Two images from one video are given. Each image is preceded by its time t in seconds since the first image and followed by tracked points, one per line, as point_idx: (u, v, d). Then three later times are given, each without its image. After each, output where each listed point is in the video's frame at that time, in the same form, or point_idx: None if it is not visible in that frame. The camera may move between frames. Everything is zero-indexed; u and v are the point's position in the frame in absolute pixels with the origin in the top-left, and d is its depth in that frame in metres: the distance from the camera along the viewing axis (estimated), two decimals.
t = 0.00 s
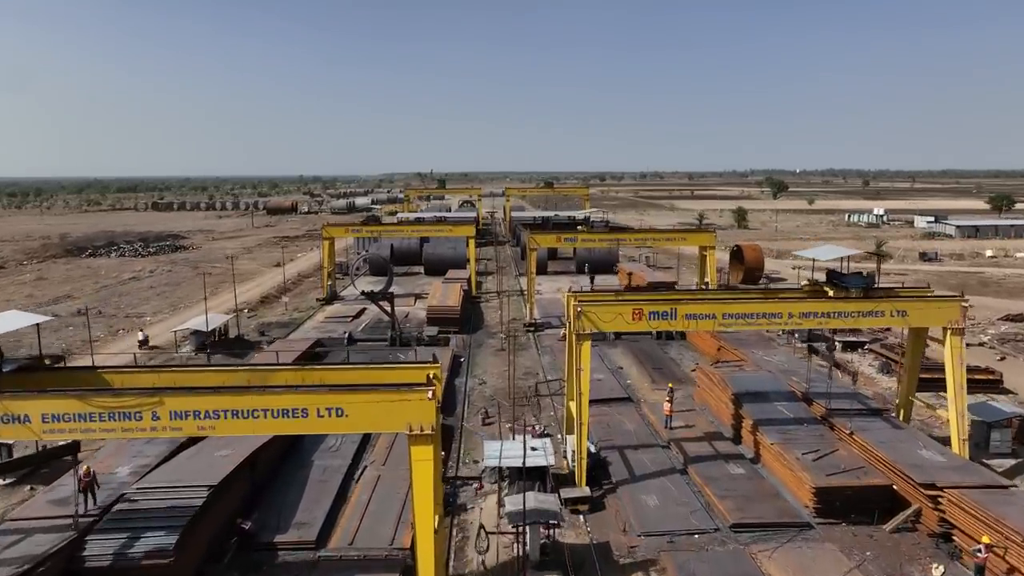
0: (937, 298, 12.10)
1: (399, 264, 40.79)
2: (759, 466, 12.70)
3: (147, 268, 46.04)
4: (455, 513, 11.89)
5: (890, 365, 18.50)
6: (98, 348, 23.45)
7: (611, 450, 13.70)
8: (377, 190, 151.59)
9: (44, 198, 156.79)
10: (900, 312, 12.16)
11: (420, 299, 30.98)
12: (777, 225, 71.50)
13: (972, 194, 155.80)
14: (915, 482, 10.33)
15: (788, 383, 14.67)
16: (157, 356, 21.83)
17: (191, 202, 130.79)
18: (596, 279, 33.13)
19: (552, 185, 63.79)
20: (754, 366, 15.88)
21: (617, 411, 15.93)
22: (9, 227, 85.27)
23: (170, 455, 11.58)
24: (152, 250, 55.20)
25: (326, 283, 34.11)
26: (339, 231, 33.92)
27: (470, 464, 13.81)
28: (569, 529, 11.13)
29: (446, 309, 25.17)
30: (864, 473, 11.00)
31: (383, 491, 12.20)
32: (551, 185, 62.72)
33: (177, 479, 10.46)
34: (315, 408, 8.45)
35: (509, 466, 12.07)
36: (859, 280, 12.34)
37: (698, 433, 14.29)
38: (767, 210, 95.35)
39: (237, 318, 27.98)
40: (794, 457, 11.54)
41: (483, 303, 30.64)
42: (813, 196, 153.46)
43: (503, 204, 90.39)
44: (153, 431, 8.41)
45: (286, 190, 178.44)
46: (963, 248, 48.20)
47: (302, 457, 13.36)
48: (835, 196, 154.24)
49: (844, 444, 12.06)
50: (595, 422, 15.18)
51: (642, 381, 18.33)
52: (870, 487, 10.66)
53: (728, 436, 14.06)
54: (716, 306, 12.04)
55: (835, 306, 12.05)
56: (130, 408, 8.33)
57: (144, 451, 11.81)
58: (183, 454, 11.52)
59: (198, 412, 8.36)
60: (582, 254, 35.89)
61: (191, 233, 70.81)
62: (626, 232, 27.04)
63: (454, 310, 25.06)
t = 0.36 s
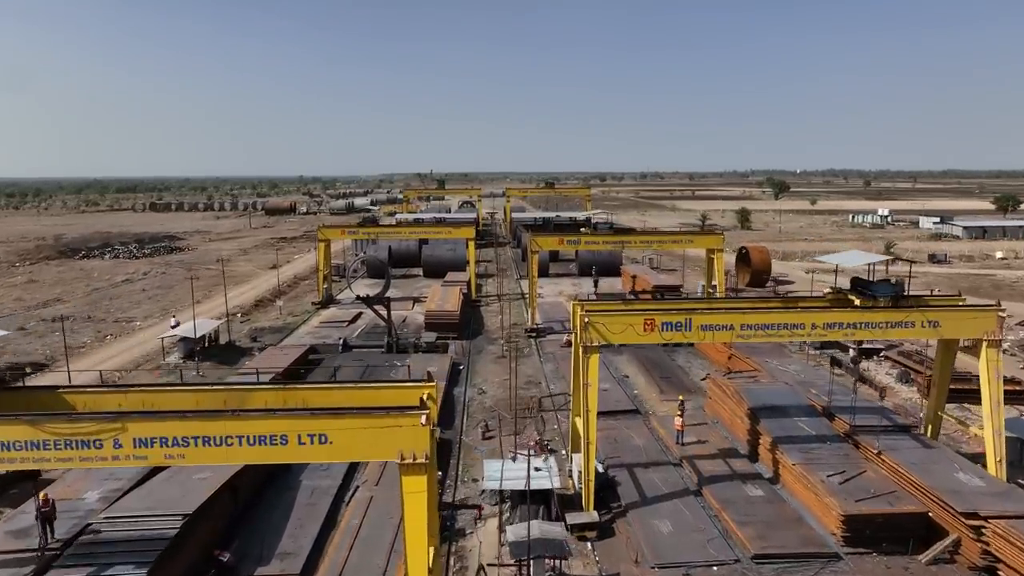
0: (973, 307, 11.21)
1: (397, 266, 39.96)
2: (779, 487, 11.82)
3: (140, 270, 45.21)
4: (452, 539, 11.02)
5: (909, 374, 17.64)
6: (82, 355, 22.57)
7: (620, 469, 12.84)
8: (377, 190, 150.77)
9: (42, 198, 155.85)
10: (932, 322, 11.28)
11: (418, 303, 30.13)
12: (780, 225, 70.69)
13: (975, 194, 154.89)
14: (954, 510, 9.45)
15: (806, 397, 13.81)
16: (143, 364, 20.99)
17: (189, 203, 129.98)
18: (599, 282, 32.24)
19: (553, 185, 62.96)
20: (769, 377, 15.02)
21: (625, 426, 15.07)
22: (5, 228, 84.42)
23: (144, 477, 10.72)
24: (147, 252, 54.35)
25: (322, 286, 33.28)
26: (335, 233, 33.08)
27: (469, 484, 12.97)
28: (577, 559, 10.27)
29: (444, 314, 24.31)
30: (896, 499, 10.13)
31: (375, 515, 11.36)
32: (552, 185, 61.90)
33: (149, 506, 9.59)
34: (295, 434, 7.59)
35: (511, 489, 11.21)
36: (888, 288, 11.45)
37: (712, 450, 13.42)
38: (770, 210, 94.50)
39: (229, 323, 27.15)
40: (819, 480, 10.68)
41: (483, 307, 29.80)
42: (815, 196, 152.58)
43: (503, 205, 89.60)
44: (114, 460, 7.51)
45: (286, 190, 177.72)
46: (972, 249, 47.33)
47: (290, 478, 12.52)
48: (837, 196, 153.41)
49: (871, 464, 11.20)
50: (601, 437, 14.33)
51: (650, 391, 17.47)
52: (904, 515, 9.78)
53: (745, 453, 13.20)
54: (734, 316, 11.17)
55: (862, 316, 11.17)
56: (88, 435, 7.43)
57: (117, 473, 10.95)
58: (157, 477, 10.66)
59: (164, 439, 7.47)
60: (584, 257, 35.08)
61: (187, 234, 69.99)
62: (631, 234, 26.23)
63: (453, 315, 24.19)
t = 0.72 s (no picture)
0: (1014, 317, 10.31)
1: (395, 268, 39.09)
2: (801, 512, 10.92)
3: (134, 272, 44.38)
4: (448, 571, 10.16)
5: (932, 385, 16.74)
6: (65, 362, 21.69)
7: (628, 491, 11.96)
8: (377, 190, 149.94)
9: (40, 198, 155.12)
10: (969, 335, 10.38)
11: (416, 307, 29.26)
12: (784, 226, 69.80)
13: (979, 194, 153.80)
14: (1000, 544, 8.55)
15: (827, 412, 12.92)
16: (128, 372, 20.14)
17: (188, 203, 129.14)
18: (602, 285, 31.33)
19: (555, 186, 62.13)
20: (786, 390, 14.13)
21: (633, 441, 14.19)
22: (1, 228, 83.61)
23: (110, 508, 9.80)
24: (142, 253, 53.48)
25: (317, 289, 32.40)
26: (331, 235, 32.17)
27: (467, 508, 12.10)
28: None
29: (442, 319, 23.42)
30: (934, 530, 9.21)
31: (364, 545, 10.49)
32: (553, 186, 61.03)
33: (113, 541, 8.70)
34: (267, 467, 6.70)
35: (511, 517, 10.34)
36: (920, 297, 10.57)
37: (728, 470, 12.51)
38: (773, 211, 93.41)
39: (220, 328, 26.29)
40: (847, 508, 9.79)
41: (482, 311, 28.91)
42: (817, 197, 151.77)
43: (504, 205, 88.73)
44: (60, 498, 6.59)
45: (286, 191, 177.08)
46: (982, 251, 46.41)
47: (274, 502, 11.64)
48: (839, 196, 152.68)
49: (903, 489, 10.32)
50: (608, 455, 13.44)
51: (658, 403, 16.59)
52: (946, 549, 8.86)
53: (762, 473, 12.33)
54: (754, 328, 10.28)
55: (893, 327, 10.28)
56: (31, 470, 6.51)
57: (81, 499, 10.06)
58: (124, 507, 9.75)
59: (118, 473, 6.58)
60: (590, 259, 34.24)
61: (184, 235, 69.09)
62: (635, 236, 25.35)
63: (451, 320, 23.30)
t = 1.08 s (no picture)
0: None
1: (392, 271, 38.16)
2: (829, 542, 10.02)
3: (126, 274, 43.45)
4: None
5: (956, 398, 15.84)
6: (46, 370, 20.74)
7: (638, 517, 11.05)
8: (376, 190, 148.84)
9: (38, 198, 153.82)
10: (1015, 350, 9.45)
11: (414, 312, 28.35)
12: (788, 227, 68.85)
13: (982, 194, 152.93)
14: None
15: (851, 430, 12.03)
16: (110, 381, 19.19)
17: (185, 203, 127.91)
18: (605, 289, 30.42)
19: (556, 186, 61.14)
20: (806, 405, 13.23)
21: (641, 460, 13.26)
22: None
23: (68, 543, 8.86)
24: (136, 255, 52.46)
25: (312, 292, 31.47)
26: (326, 237, 31.21)
27: (463, 536, 11.20)
28: None
29: (440, 325, 22.50)
30: (981, 569, 8.31)
31: None
32: (554, 186, 60.06)
33: None
34: (230, 513, 5.80)
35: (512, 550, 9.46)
36: (960, 309, 9.64)
37: (745, 493, 11.61)
38: (775, 211, 92.47)
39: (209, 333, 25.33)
40: (882, 541, 8.89)
41: (482, 316, 28.02)
42: (819, 197, 150.86)
43: (504, 206, 87.75)
44: None
45: (285, 191, 175.91)
46: (991, 252, 45.50)
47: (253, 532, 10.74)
48: (840, 197, 151.73)
49: (941, 519, 9.43)
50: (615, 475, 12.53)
51: (667, 415, 15.66)
52: None
53: (783, 497, 11.43)
54: (779, 343, 9.36)
55: (932, 342, 9.34)
56: None
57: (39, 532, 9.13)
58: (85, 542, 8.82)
59: (56, 520, 5.68)
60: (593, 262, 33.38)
61: (179, 236, 67.98)
62: (641, 237, 24.49)
63: (449, 325, 22.36)
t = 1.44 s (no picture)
0: None
1: (390, 273, 37.20)
2: None
3: (118, 276, 42.51)
4: None
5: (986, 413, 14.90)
6: (25, 379, 19.80)
7: (651, 547, 10.11)
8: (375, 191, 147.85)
9: (34, 198, 152.75)
10: None
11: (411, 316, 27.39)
12: (792, 228, 67.86)
13: (985, 193, 152.00)
14: None
15: (881, 451, 11.09)
16: (91, 392, 18.23)
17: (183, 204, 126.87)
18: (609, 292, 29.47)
19: (557, 186, 60.20)
20: (830, 422, 12.29)
21: (653, 481, 12.30)
22: None
23: None
24: (130, 256, 51.52)
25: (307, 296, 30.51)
26: (320, 239, 30.24)
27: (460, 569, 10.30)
28: None
29: (439, 331, 21.55)
30: None
31: None
32: (556, 186, 59.11)
33: None
34: None
35: None
36: (1012, 323, 8.69)
37: (767, 521, 10.66)
38: (778, 211, 91.51)
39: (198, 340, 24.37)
40: None
41: (481, 321, 27.06)
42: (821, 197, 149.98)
43: (505, 206, 86.73)
44: None
45: (284, 191, 174.94)
46: (1002, 254, 44.55)
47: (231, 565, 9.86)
48: (842, 197, 150.84)
49: (989, 555, 8.52)
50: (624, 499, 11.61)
51: (677, 430, 14.73)
52: None
53: (809, 525, 10.48)
54: (810, 361, 8.42)
55: (983, 360, 8.37)
56: None
57: None
58: None
59: None
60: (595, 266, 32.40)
61: (175, 237, 66.99)
62: (647, 240, 23.56)
63: (448, 331, 21.42)
